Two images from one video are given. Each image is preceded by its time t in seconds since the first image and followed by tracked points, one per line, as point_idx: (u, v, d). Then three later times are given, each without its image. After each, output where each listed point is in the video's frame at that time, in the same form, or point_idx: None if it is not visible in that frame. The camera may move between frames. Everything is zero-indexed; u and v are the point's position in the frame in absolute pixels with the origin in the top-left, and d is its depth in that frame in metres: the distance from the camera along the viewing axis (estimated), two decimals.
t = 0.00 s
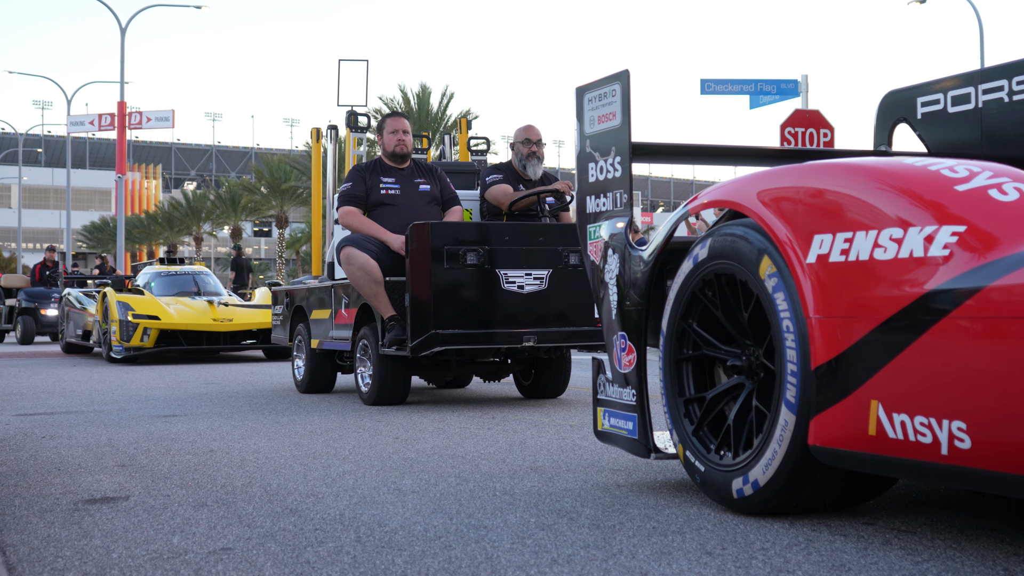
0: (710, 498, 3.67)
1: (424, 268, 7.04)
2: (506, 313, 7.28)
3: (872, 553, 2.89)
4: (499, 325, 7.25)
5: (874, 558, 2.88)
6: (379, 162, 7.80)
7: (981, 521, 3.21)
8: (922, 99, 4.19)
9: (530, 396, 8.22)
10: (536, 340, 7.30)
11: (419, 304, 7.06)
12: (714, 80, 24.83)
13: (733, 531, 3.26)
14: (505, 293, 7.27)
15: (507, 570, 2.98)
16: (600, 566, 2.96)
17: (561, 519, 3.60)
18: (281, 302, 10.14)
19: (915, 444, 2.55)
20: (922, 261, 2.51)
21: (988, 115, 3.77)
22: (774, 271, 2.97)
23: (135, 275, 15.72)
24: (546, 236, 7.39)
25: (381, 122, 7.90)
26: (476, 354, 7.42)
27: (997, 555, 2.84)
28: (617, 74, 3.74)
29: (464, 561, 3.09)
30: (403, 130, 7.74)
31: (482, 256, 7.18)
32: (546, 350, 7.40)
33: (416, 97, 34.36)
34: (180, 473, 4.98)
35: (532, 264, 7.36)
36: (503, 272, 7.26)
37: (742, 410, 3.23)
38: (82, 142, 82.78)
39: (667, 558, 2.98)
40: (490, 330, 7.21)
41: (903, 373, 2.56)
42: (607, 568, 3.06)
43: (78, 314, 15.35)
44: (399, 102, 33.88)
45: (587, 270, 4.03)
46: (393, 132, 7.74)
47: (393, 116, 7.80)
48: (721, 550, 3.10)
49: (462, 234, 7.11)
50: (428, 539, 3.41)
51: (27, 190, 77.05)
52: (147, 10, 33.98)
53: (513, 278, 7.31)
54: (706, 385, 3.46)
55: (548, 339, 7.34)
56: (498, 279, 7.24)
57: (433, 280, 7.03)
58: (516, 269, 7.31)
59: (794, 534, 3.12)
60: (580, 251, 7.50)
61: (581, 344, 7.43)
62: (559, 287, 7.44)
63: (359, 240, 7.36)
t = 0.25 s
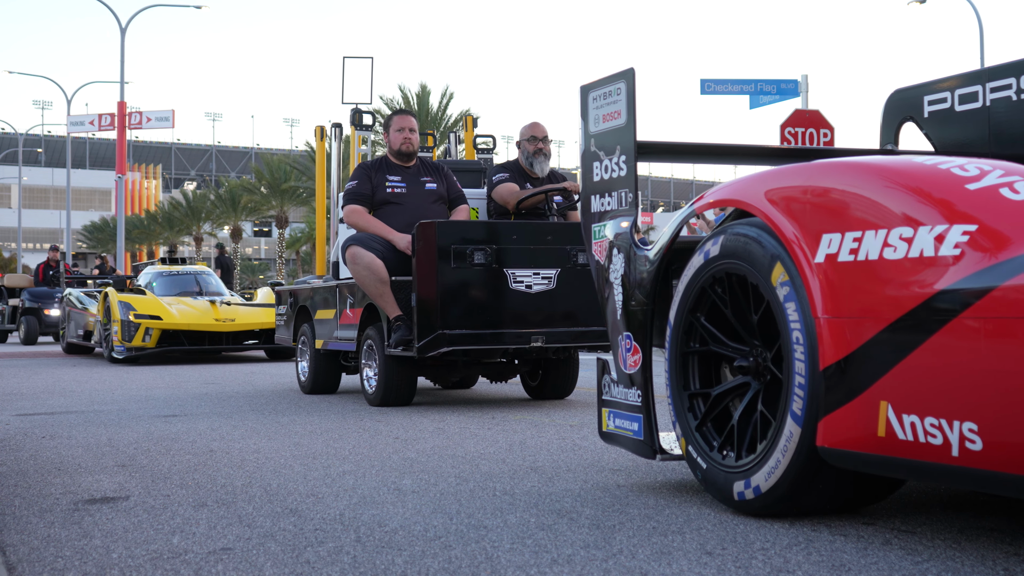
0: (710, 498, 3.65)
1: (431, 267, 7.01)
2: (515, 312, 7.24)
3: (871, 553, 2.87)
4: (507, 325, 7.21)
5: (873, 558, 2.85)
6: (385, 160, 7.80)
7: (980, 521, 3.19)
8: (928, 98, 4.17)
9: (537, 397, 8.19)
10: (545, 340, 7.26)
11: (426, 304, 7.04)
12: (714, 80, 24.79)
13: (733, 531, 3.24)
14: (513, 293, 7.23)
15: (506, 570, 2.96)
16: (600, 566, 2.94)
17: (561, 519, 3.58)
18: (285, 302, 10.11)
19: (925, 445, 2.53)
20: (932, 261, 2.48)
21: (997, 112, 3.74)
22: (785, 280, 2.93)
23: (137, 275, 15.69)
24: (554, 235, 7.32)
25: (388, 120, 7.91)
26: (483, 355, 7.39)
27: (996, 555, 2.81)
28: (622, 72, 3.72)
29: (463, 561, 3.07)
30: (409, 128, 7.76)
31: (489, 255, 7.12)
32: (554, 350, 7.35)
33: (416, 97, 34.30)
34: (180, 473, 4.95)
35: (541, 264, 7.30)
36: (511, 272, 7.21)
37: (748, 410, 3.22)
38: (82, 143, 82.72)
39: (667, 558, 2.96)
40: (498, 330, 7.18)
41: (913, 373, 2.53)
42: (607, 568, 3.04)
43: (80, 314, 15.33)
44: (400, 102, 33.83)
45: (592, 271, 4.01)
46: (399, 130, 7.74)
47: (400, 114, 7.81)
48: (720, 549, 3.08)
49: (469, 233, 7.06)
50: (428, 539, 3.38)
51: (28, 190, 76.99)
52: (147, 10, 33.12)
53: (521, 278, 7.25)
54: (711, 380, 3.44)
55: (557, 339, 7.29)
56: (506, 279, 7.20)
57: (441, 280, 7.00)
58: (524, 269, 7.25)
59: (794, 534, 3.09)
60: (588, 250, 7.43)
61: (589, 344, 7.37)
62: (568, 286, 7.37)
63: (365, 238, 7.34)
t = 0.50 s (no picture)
0: (711, 498, 3.64)
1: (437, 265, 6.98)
2: (522, 311, 7.23)
3: (872, 553, 2.86)
4: (514, 325, 7.19)
5: (873, 558, 2.84)
6: (390, 158, 7.79)
7: (980, 521, 3.18)
8: (931, 98, 4.17)
9: (543, 397, 8.18)
10: (551, 340, 7.24)
11: (431, 303, 7.01)
12: (714, 80, 24.79)
13: (733, 531, 3.22)
14: (520, 292, 7.22)
15: (506, 570, 2.94)
16: (600, 566, 2.92)
17: (561, 519, 3.57)
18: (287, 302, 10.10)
19: (930, 446, 2.51)
20: (938, 261, 2.47)
21: (1000, 111, 3.73)
22: (791, 284, 2.91)
23: (138, 275, 15.69)
24: (561, 234, 7.32)
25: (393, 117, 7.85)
26: (489, 356, 7.36)
27: (997, 555, 2.80)
28: (624, 71, 3.71)
29: (463, 561, 3.05)
30: (414, 126, 7.70)
31: (496, 255, 7.11)
32: (560, 351, 7.34)
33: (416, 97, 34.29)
34: (180, 473, 4.94)
35: (547, 263, 7.29)
36: (518, 271, 7.20)
37: (751, 412, 3.21)
38: (82, 143, 82.77)
39: (667, 558, 2.95)
40: (506, 330, 7.16)
41: (917, 374, 2.52)
42: (607, 568, 3.03)
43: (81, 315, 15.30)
44: (399, 101, 33.83)
45: (595, 272, 4.01)
46: (405, 128, 7.68)
47: (405, 111, 7.74)
48: (720, 550, 3.07)
49: (475, 231, 7.04)
50: (428, 539, 3.37)
51: (27, 190, 77.01)
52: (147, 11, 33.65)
53: (528, 277, 7.24)
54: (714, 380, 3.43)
55: (564, 339, 7.27)
56: (513, 278, 7.18)
57: (448, 278, 6.98)
58: (532, 268, 7.24)
59: (794, 534, 3.08)
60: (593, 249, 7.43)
61: (596, 344, 7.36)
62: (574, 286, 7.37)
63: (370, 238, 7.32)
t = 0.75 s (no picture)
0: (711, 498, 3.64)
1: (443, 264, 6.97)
2: (528, 312, 7.22)
3: (872, 553, 2.85)
4: (520, 325, 7.19)
5: (873, 558, 2.84)
6: (394, 157, 7.79)
7: (980, 521, 3.18)
8: (931, 97, 4.17)
9: (549, 398, 8.18)
10: (558, 341, 7.23)
11: (437, 303, 7.01)
12: (714, 80, 24.76)
13: (733, 531, 3.22)
14: (527, 292, 7.21)
15: (506, 570, 2.94)
16: (600, 566, 2.92)
17: (561, 519, 3.57)
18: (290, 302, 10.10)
19: (930, 447, 2.51)
20: (939, 261, 2.46)
21: (1000, 111, 3.72)
22: (792, 285, 2.91)
23: (139, 275, 15.70)
24: (567, 234, 7.31)
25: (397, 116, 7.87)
26: (494, 356, 7.35)
27: (997, 555, 2.80)
28: (624, 72, 3.71)
29: (463, 561, 3.05)
30: (418, 124, 7.72)
31: (502, 254, 7.10)
32: (566, 351, 7.33)
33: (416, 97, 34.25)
34: (180, 473, 4.94)
35: (554, 263, 7.28)
36: (524, 270, 7.19)
37: (751, 412, 3.21)
38: (82, 142, 82.75)
39: (667, 558, 2.95)
40: (512, 331, 7.16)
41: (917, 374, 2.52)
42: (607, 568, 3.03)
43: (83, 315, 15.28)
44: (399, 101, 33.79)
45: (595, 271, 4.01)
46: (409, 126, 7.70)
47: (409, 110, 7.77)
48: (720, 550, 3.07)
49: (480, 231, 7.03)
50: (428, 539, 3.37)
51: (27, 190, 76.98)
52: (147, 11, 32.94)
53: (535, 277, 7.23)
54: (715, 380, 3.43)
55: (570, 339, 7.26)
56: (519, 277, 7.17)
57: (454, 277, 6.96)
58: (538, 268, 7.23)
59: (794, 534, 3.08)
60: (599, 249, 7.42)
61: (601, 344, 7.36)
62: (580, 286, 7.36)
63: (374, 236, 7.31)
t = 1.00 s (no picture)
0: (711, 499, 3.63)
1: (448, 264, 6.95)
2: (534, 312, 7.21)
3: (872, 553, 2.84)
4: (525, 324, 7.18)
5: (874, 558, 2.83)
6: (398, 155, 7.78)
7: (979, 521, 3.17)
8: (934, 97, 4.16)
9: (554, 398, 8.17)
10: (563, 341, 7.21)
11: (440, 303, 6.99)
12: (714, 80, 24.76)
13: (732, 531, 3.21)
14: (532, 292, 7.20)
15: (506, 570, 2.94)
16: (599, 566, 2.91)
17: (560, 519, 3.56)
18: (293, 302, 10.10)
19: (934, 447, 2.50)
20: (942, 261, 2.45)
21: (1002, 110, 3.72)
22: (796, 287, 2.90)
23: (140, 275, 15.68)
24: (573, 233, 7.30)
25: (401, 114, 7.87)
26: (499, 356, 7.34)
27: (997, 555, 2.79)
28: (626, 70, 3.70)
29: (463, 561, 3.04)
30: (422, 122, 7.71)
31: (507, 253, 7.10)
32: (571, 351, 7.31)
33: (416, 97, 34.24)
34: (180, 473, 4.93)
35: (559, 263, 7.27)
36: (529, 270, 7.18)
37: (753, 412, 3.20)
38: (82, 143, 82.78)
39: (667, 558, 2.94)
40: (517, 331, 7.15)
41: (921, 373, 2.51)
42: (607, 568, 3.02)
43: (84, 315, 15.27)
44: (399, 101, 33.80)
45: (595, 269, 4.01)
46: (413, 124, 7.70)
47: (413, 108, 7.78)
48: (720, 549, 3.06)
49: (485, 230, 7.02)
50: (428, 539, 3.36)
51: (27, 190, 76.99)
52: (147, 11, 33.34)
53: (540, 276, 7.22)
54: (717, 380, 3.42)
55: (576, 340, 7.24)
56: (524, 277, 7.16)
57: (458, 276, 6.95)
58: (543, 268, 7.22)
59: (793, 534, 3.07)
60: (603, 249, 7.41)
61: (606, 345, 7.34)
62: (585, 286, 7.35)
63: (378, 235, 7.30)
